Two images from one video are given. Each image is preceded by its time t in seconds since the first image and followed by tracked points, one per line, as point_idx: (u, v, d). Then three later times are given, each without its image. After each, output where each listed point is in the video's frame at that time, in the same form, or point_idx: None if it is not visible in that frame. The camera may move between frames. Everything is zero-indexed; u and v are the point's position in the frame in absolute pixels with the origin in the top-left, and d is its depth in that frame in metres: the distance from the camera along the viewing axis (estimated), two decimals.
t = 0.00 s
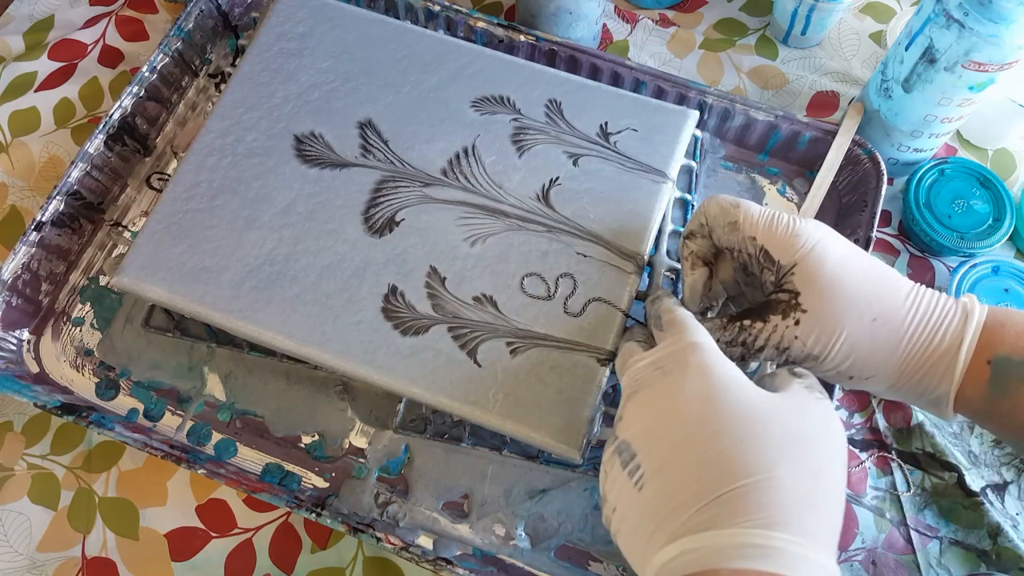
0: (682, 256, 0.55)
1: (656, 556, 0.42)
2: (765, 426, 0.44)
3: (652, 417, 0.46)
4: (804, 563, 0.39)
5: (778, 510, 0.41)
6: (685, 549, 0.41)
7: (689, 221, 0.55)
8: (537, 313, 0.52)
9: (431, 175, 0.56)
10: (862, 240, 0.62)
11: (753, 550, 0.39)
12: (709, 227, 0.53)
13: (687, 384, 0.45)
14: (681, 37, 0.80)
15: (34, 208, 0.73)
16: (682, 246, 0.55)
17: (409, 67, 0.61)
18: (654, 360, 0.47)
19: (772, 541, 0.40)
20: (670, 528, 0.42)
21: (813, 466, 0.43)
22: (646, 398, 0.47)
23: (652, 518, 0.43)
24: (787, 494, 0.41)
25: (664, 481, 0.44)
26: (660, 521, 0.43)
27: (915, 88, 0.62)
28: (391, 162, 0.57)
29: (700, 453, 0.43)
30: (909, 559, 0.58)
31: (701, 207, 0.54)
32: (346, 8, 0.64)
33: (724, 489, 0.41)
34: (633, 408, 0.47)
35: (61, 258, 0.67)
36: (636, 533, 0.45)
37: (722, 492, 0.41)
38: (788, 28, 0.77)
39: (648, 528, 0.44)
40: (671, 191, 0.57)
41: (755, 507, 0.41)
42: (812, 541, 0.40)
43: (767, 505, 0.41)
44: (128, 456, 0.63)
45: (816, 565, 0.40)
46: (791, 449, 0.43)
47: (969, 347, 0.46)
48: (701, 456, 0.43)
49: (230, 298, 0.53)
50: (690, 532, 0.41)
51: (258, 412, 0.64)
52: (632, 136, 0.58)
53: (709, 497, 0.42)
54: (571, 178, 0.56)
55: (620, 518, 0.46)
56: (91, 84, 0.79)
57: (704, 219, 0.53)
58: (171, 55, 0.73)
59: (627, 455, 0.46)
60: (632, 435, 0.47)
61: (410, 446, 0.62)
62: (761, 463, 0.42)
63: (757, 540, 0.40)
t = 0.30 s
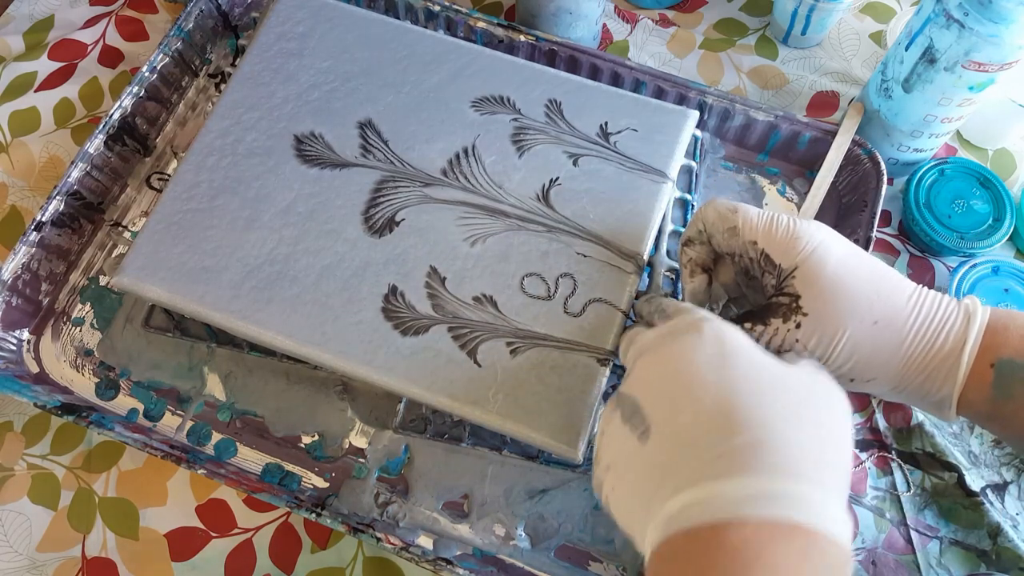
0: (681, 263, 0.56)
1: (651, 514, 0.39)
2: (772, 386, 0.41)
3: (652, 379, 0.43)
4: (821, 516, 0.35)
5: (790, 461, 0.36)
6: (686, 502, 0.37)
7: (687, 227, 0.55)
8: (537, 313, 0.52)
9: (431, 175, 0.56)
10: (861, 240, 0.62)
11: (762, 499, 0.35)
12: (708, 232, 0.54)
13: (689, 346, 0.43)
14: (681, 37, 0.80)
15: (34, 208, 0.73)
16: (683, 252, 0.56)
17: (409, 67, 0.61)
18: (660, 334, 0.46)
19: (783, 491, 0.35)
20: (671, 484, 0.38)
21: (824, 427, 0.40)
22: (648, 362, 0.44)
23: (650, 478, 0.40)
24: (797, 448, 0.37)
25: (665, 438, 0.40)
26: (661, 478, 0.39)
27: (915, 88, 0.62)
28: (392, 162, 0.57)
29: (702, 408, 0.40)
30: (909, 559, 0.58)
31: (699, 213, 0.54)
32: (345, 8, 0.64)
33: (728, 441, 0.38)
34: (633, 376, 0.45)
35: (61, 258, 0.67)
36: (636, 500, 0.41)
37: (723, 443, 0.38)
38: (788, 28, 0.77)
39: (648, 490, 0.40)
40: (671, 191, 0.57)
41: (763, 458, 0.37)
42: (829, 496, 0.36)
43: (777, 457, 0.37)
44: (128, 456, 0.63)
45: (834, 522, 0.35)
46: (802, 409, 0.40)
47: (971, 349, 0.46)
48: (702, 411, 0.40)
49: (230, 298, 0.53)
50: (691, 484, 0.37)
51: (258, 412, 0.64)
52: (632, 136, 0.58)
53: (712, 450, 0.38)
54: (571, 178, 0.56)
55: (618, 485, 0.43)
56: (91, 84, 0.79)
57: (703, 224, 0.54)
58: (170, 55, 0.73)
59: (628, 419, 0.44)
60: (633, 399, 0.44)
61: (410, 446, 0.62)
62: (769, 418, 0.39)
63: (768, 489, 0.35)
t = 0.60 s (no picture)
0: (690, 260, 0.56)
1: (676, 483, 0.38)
2: (791, 358, 0.41)
3: (668, 358, 0.44)
4: (852, 471, 0.34)
5: (815, 422, 0.36)
6: (712, 464, 0.36)
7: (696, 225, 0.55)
8: (536, 313, 0.52)
9: (431, 175, 0.56)
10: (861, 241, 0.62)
11: (792, 455, 0.35)
12: (718, 231, 0.54)
13: (703, 325, 0.44)
14: (681, 37, 0.80)
15: (34, 208, 0.74)
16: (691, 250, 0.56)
17: (409, 67, 0.61)
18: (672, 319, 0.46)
19: (813, 448, 0.35)
20: (695, 452, 0.38)
21: (845, 395, 0.40)
22: (662, 343, 0.45)
23: (671, 451, 0.40)
24: (821, 411, 0.37)
25: (685, 410, 0.40)
26: (684, 448, 0.39)
27: (915, 87, 0.62)
28: (392, 162, 0.57)
29: (722, 381, 0.40)
30: (909, 559, 0.58)
31: (708, 211, 0.54)
32: (345, 8, 0.64)
33: (751, 408, 0.38)
34: (649, 357, 0.45)
35: (61, 258, 0.67)
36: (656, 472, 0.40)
37: (747, 410, 0.38)
38: (788, 28, 0.77)
39: (670, 460, 0.39)
40: (671, 191, 0.57)
41: (788, 419, 0.37)
42: (857, 454, 0.36)
43: (802, 420, 0.37)
44: (128, 456, 0.63)
45: (864, 478, 0.35)
46: (821, 378, 0.40)
47: (980, 348, 0.46)
48: (722, 383, 0.40)
49: (230, 298, 0.53)
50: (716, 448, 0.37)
51: (258, 412, 0.64)
52: (632, 136, 0.58)
53: (736, 416, 0.38)
54: (571, 178, 0.56)
55: (634, 463, 0.42)
56: (91, 84, 0.79)
57: (712, 223, 0.54)
58: (171, 55, 0.73)
59: (645, 397, 0.43)
60: (649, 378, 0.44)
61: (410, 446, 0.62)
62: (790, 386, 0.39)
63: (796, 447, 0.35)
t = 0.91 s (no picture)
0: (695, 274, 0.56)
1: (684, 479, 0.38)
2: (797, 357, 0.41)
3: (674, 355, 0.44)
4: (862, 467, 0.34)
5: (824, 419, 0.36)
6: (722, 461, 0.36)
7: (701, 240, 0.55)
8: (536, 313, 0.52)
9: (431, 175, 0.56)
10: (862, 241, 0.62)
11: (802, 452, 0.35)
12: (726, 243, 0.54)
13: (709, 323, 0.44)
14: (681, 37, 0.80)
15: (34, 208, 0.73)
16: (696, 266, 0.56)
17: (409, 67, 0.61)
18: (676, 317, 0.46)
19: (822, 445, 0.35)
20: (703, 449, 0.38)
21: (852, 394, 0.40)
22: (667, 340, 0.45)
23: (678, 448, 0.40)
24: (829, 408, 0.37)
25: (693, 407, 0.40)
26: (691, 445, 0.39)
27: (915, 88, 0.62)
28: (392, 162, 0.57)
29: (729, 379, 0.40)
30: (909, 559, 0.58)
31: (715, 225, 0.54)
32: (345, 7, 0.64)
33: (759, 406, 0.38)
34: (654, 354, 0.45)
35: (61, 258, 0.67)
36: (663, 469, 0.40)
37: (754, 408, 0.38)
38: (788, 28, 0.77)
39: (678, 457, 0.39)
40: (671, 191, 0.57)
41: (797, 416, 0.37)
42: (866, 451, 0.36)
43: (811, 417, 0.37)
44: (128, 456, 0.63)
45: (873, 474, 0.35)
46: (828, 376, 0.40)
47: (991, 355, 0.46)
48: (729, 381, 0.40)
49: (230, 298, 0.53)
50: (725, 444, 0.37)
51: (258, 412, 0.64)
52: (632, 136, 0.58)
53: (744, 414, 0.38)
54: (571, 178, 0.56)
55: (640, 460, 0.42)
56: (91, 84, 0.79)
57: (720, 237, 0.54)
58: (170, 55, 0.73)
59: (651, 394, 0.43)
60: (655, 374, 0.44)
61: (410, 446, 0.62)
62: (797, 383, 0.39)
63: (806, 444, 0.35)
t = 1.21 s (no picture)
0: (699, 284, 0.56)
1: (682, 477, 0.38)
2: (796, 357, 0.41)
3: (673, 353, 0.44)
4: (861, 467, 0.34)
5: (824, 418, 0.36)
6: (721, 459, 0.36)
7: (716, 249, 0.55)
8: (537, 313, 0.52)
9: (431, 175, 0.56)
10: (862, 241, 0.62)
11: (801, 451, 0.34)
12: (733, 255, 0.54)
13: (709, 322, 0.44)
14: (681, 37, 0.80)
15: (34, 208, 0.74)
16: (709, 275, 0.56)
17: (409, 67, 0.61)
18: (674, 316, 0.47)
19: (821, 443, 0.35)
20: (703, 447, 0.38)
21: (850, 393, 0.39)
22: (667, 338, 0.45)
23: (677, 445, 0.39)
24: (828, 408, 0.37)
25: (693, 405, 0.40)
26: (690, 443, 0.39)
27: (915, 87, 0.62)
28: (392, 162, 0.57)
29: (729, 378, 0.40)
30: (909, 559, 0.58)
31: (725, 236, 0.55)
32: (345, 7, 0.64)
33: (758, 404, 0.38)
34: (653, 351, 0.46)
35: (61, 258, 0.67)
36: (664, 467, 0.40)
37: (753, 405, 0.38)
38: (787, 28, 0.77)
39: (676, 455, 0.39)
40: (671, 191, 0.57)
41: (796, 415, 0.37)
42: (864, 450, 0.35)
43: (810, 416, 0.36)
44: (128, 456, 0.63)
45: (872, 474, 0.34)
46: (826, 376, 0.40)
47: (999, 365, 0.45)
48: (729, 379, 0.40)
49: (230, 298, 0.53)
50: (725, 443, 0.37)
51: (258, 412, 0.64)
52: (632, 136, 0.58)
53: (743, 412, 0.38)
54: (571, 177, 0.56)
55: (639, 456, 0.42)
56: (91, 84, 0.79)
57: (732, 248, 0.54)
58: (170, 55, 0.73)
59: (651, 390, 0.43)
60: (655, 370, 0.44)
61: (410, 446, 0.62)
62: (797, 382, 0.39)
63: (804, 443, 0.35)
